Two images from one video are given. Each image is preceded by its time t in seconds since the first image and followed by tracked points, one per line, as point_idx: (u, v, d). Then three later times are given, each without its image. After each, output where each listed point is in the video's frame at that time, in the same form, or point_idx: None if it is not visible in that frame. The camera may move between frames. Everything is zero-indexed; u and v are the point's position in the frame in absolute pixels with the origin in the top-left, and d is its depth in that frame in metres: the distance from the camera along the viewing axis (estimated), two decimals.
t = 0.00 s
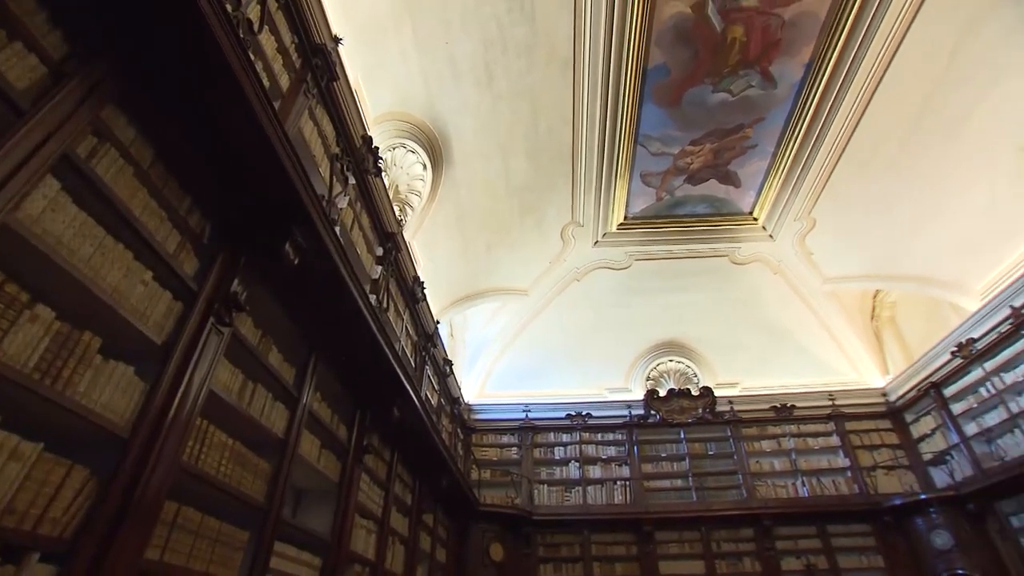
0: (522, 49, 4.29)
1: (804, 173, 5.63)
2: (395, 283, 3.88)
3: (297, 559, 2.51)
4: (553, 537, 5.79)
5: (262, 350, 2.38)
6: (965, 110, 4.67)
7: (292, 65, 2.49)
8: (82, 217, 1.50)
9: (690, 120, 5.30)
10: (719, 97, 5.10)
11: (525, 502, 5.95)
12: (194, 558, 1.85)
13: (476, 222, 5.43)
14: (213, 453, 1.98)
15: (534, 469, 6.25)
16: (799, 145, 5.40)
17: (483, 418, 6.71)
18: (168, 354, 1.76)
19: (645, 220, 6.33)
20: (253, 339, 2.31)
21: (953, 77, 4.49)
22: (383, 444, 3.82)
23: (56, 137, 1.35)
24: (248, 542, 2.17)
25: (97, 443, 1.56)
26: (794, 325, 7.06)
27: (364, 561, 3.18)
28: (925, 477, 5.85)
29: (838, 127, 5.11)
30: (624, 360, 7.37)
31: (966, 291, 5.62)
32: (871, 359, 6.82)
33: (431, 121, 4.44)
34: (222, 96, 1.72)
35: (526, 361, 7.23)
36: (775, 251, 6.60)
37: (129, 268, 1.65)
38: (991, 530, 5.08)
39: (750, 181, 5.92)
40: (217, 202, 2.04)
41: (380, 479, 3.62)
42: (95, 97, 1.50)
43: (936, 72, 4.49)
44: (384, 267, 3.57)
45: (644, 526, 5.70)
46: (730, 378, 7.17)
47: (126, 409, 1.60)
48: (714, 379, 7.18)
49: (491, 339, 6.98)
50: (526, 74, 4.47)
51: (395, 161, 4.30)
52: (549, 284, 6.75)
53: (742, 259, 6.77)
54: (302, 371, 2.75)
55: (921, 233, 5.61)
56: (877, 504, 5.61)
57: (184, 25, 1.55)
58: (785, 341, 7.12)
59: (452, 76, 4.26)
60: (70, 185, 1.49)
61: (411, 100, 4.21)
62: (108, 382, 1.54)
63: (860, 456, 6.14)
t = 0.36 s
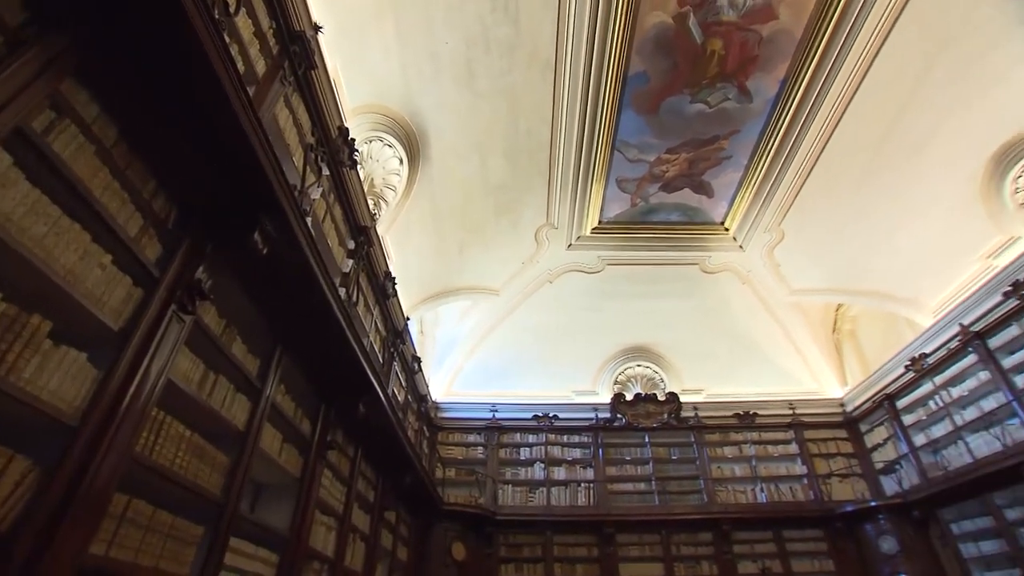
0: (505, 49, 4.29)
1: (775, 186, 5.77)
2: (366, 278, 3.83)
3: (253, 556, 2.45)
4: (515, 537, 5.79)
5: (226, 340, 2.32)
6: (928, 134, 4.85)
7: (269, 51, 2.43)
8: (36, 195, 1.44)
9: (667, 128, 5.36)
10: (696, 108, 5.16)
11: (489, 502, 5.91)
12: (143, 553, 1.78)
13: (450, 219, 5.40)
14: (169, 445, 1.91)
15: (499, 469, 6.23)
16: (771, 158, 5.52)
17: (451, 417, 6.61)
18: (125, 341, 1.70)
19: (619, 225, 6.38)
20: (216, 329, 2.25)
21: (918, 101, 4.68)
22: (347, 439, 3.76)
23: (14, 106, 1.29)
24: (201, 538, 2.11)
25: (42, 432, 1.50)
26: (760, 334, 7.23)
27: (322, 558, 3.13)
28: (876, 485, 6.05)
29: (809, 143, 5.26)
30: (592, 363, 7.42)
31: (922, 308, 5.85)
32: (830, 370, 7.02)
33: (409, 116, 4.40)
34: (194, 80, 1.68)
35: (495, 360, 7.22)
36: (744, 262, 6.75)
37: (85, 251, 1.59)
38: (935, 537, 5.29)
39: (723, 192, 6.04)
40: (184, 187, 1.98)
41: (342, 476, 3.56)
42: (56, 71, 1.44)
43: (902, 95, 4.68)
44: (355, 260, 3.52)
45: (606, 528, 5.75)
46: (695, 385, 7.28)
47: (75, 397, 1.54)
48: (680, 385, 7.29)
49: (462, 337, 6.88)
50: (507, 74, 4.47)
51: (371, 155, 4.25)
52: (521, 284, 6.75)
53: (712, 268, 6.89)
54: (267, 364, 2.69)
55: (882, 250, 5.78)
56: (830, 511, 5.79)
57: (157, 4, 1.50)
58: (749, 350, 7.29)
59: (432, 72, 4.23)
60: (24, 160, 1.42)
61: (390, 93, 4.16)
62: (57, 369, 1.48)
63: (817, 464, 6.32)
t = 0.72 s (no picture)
0: (486, 48, 4.28)
1: (746, 198, 5.89)
2: (336, 270, 3.77)
3: (205, 551, 2.38)
4: (476, 536, 5.78)
5: (186, 328, 2.25)
6: (892, 155, 5.03)
7: (244, 33, 2.37)
8: None
9: (644, 136, 5.41)
10: (673, 117, 5.23)
11: (451, 501, 5.86)
12: (85, 547, 1.71)
13: (424, 215, 5.37)
14: (120, 434, 1.85)
15: (463, 468, 6.19)
16: (743, 171, 5.64)
17: (415, 414, 6.53)
18: (76, 326, 1.63)
19: (592, 229, 6.42)
20: (176, 316, 2.17)
21: (884, 123, 4.86)
22: (309, 434, 3.69)
23: None
24: (151, 532, 2.04)
25: None
26: (725, 342, 7.39)
27: (278, 554, 3.06)
28: (829, 492, 6.26)
29: (780, 157, 5.39)
30: (560, 365, 7.43)
31: (878, 322, 6.07)
32: (791, 380, 7.22)
33: (386, 109, 4.34)
34: (163, 59, 1.63)
35: (463, 358, 7.14)
36: (713, 271, 6.90)
37: (36, 229, 1.51)
38: (880, 542, 5.51)
39: (695, 201, 6.15)
40: (148, 168, 1.91)
41: (302, 471, 3.50)
42: (14, 39, 1.37)
43: (870, 116, 4.85)
44: (325, 252, 3.46)
45: (567, 529, 5.78)
46: (660, 391, 7.38)
47: (18, 383, 1.46)
48: (646, 390, 7.36)
49: (429, 335, 6.86)
50: (488, 72, 4.46)
51: (346, 146, 4.18)
52: (492, 284, 6.74)
53: (681, 275, 7.01)
54: (229, 354, 2.62)
55: (844, 265, 5.96)
56: (785, 516, 5.96)
57: None
58: (714, 357, 7.43)
59: (412, 66, 4.19)
60: None
61: (368, 84, 4.10)
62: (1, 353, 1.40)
63: (774, 470, 6.47)
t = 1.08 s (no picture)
0: (467, 45, 4.27)
1: (715, 208, 6.01)
2: (303, 261, 3.69)
3: (150, 545, 2.31)
4: (435, 534, 5.74)
5: (142, 315, 2.16)
6: (855, 175, 5.21)
7: (218, 14, 2.29)
8: None
9: (619, 142, 5.46)
10: (648, 125, 5.29)
11: (410, 498, 5.80)
12: (17, 541, 1.61)
13: (396, 209, 5.31)
14: (62, 423, 1.77)
15: (424, 466, 6.13)
16: (714, 182, 5.75)
17: (379, 410, 6.44)
18: (21, 307, 1.54)
19: (564, 232, 6.45)
20: (131, 301, 2.09)
21: (849, 144, 5.03)
22: (267, 427, 3.61)
23: None
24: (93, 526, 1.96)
25: None
26: (689, 349, 7.54)
27: (229, 551, 2.97)
28: (782, 498, 6.45)
29: (750, 171, 5.52)
30: (526, 366, 7.42)
31: (836, 336, 6.27)
32: (751, 389, 7.40)
33: (362, 100, 4.27)
34: (129, 34, 1.57)
35: (429, 355, 7.07)
36: (681, 279, 7.04)
37: None
38: (827, 547, 5.71)
39: (666, 209, 6.25)
40: (109, 145, 1.84)
41: (259, 464, 3.41)
42: None
43: (837, 136, 5.03)
44: (292, 242, 3.38)
45: (526, 530, 5.79)
46: (624, 395, 7.46)
47: None
48: (610, 394, 7.42)
49: (396, 330, 6.77)
50: (468, 69, 4.45)
51: (319, 135, 4.10)
52: (462, 282, 6.71)
53: (650, 282, 7.12)
54: (187, 342, 2.53)
55: (806, 279, 6.14)
56: (739, 522, 6.10)
57: None
58: (678, 364, 7.56)
59: (392, 58, 4.15)
60: None
61: (345, 73, 4.04)
62: None
63: (731, 476, 6.61)
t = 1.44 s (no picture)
0: (449, 42, 4.25)
1: (688, 217, 6.11)
2: (272, 251, 3.61)
3: (95, 539, 2.22)
4: (396, 532, 5.67)
5: (98, 299, 2.08)
6: (823, 191, 5.37)
7: None
8: None
9: (596, 147, 5.49)
10: (626, 132, 5.34)
11: (373, 495, 5.77)
12: None
13: (369, 202, 5.26)
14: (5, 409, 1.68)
15: (388, 463, 6.06)
16: (687, 192, 5.85)
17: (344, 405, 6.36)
18: None
19: (538, 233, 6.47)
20: (86, 284, 2.00)
21: (819, 160, 5.19)
22: (227, 419, 3.52)
23: None
24: (33, 519, 1.87)
25: None
26: (656, 354, 7.65)
27: (180, 546, 2.88)
28: (740, 504, 6.59)
29: (723, 182, 5.63)
30: (495, 365, 7.41)
31: (798, 348, 6.44)
32: (715, 397, 7.56)
33: (340, 90, 4.22)
34: (96, 8, 1.51)
35: (397, 350, 6.98)
36: (651, 285, 7.15)
37: None
38: (780, 552, 5.87)
39: (640, 216, 6.33)
40: (70, 122, 1.77)
41: (217, 457, 3.32)
42: None
43: (807, 152, 5.17)
44: (262, 231, 3.30)
45: (488, 530, 5.78)
46: (591, 398, 7.52)
47: None
48: (577, 396, 7.47)
49: (365, 325, 6.66)
50: (449, 66, 4.42)
51: (294, 124, 4.05)
52: (434, 279, 6.66)
53: (621, 287, 7.20)
54: (145, 329, 2.44)
55: (772, 290, 6.30)
56: (699, 525, 6.21)
57: None
58: (645, 369, 7.66)
59: (373, 49, 4.11)
60: None
61: (324, 62, 3.98)
62: None
63: (692, 481, 6.72)
